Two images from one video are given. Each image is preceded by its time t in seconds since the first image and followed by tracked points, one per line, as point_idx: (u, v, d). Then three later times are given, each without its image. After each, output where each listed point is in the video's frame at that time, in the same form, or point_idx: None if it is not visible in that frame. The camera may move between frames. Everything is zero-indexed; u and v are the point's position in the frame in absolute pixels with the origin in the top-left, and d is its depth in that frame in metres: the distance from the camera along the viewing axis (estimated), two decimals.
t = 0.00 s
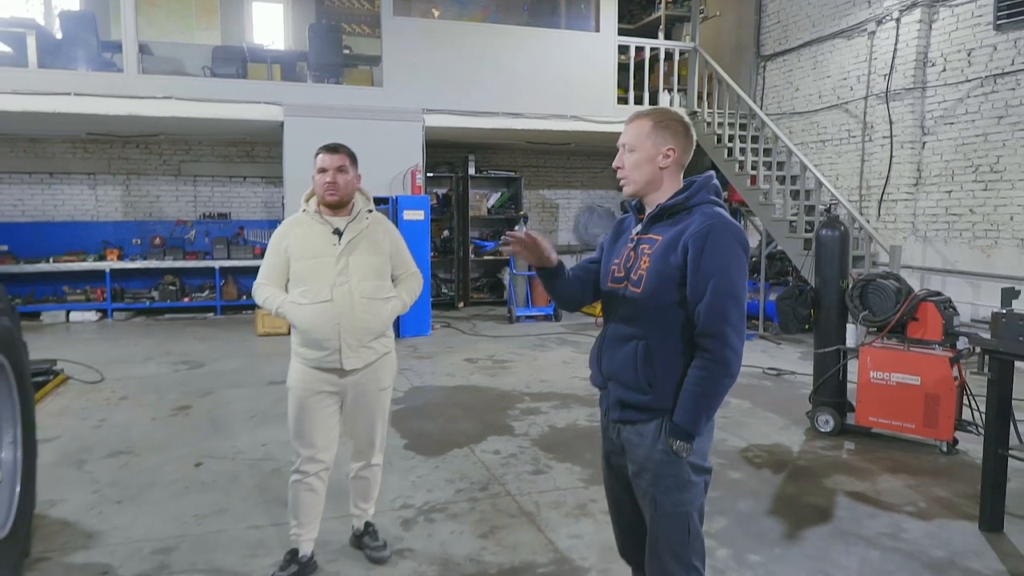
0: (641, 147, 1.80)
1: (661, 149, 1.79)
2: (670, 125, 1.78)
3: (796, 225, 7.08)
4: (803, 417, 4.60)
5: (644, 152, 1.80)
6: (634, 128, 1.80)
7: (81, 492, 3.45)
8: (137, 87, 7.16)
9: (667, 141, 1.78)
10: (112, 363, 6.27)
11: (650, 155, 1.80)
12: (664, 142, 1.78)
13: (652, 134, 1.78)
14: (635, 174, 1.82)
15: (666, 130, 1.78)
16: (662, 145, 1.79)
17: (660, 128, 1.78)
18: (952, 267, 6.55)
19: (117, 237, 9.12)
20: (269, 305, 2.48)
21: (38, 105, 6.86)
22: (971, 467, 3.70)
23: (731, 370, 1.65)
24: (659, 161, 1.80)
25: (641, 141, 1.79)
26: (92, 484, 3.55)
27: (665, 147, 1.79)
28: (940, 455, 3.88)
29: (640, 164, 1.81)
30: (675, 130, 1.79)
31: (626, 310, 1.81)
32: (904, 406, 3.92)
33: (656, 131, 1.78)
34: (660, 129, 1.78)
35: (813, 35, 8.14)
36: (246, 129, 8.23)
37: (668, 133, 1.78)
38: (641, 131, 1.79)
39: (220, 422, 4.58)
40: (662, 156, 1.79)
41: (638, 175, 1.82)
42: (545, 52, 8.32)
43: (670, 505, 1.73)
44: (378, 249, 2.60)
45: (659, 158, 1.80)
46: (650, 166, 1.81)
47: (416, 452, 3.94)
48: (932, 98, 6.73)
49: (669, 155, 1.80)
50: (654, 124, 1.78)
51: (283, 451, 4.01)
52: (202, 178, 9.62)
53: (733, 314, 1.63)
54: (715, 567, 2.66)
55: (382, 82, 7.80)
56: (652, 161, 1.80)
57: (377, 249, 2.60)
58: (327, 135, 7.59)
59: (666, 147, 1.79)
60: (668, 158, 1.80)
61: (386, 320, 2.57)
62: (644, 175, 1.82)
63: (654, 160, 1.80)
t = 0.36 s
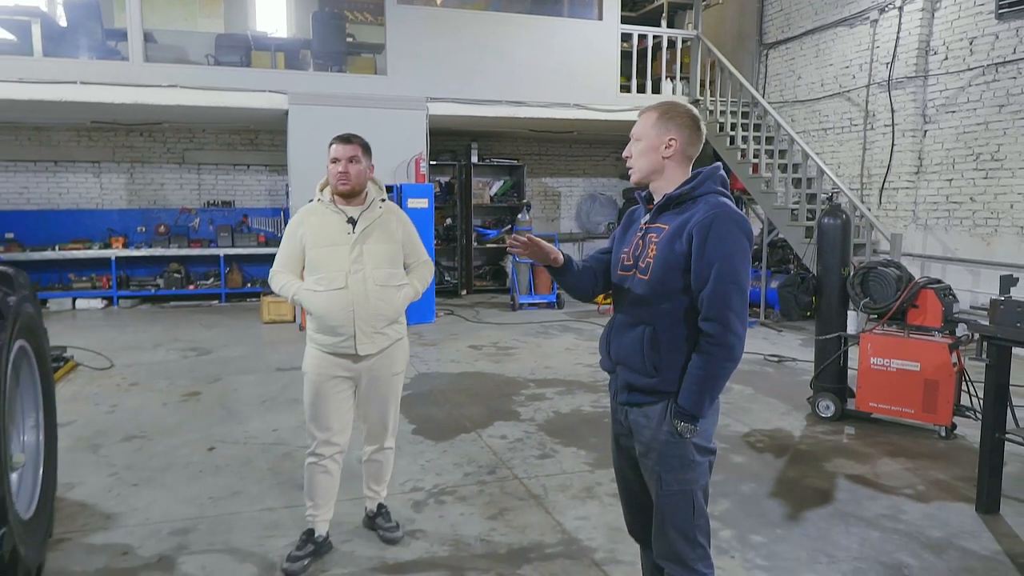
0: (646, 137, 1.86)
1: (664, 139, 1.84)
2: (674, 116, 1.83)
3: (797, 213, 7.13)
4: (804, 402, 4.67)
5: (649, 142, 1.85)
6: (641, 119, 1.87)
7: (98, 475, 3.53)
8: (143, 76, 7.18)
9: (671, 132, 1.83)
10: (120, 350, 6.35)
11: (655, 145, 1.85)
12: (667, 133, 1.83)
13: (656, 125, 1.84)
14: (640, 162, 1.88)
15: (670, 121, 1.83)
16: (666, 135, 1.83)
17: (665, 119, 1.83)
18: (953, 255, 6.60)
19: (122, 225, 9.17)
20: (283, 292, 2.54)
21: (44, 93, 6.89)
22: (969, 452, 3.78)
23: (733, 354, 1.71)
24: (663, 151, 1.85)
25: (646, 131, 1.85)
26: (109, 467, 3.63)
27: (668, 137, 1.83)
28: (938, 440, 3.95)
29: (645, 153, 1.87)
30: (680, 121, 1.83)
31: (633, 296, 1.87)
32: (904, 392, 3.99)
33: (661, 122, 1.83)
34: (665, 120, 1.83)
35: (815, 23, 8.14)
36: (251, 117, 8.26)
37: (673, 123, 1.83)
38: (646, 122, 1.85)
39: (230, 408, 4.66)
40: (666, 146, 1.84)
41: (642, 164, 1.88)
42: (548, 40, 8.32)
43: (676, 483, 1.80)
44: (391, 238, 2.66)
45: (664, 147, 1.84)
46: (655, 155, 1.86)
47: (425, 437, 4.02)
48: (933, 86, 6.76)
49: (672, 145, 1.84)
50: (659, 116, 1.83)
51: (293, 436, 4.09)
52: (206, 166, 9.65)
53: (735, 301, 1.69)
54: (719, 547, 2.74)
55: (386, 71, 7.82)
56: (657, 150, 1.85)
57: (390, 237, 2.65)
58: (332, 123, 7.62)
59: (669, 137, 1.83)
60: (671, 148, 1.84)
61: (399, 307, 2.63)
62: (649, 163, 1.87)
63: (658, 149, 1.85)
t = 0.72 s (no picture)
0: (648, 133, 1.89)
1: (666, 133, 1.87)
2: (674, 111, 1.86)
3: (798, 206, 7.16)
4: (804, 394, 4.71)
5: (650, 137, 1.89)
6: (643, 114, 1.90)
7: (106, 466, 3.58)
8: (146, 70, 7.20)
9: (672, 126, 1.87)
10: (125, 343, 6.40)
11: (656, 139, 1.89)
12: (669, 128, 1.87)
13: (658, 120, 1.87)
14: (642, 157, 1.92)
15: (670, 116, 1.86)
16: (667, 130, 1.87)
17: (666, 114, 1.87)
18: (953, 248, 6.63)
19: (125, 219, 9.22)
20: (290, 284, 2.58)
21: (48, 88, 6.91)
22: (966, 442, 3.82)
23: (731, 343, 1.75)
24: (665, 145, 1.88)
25: (647, 126, 1.89)
26: (117, 458, 3.68)
27: (669, 132, 1.87)
28: (936, 430, 3.99)
29: (647, 148, 1.90)
30: (680, 116, 1.86)
31: (634, 287, 1.91)
32: (902, 383, 4.03)
33: (662, 116, 1.87)
34: (666, 115, 1.86)
35: (816, 16, 8.15)
36: (253, 111, 8.29)
37: (674, 118, 1.86)
38: (647, 117, 1.89)
39: (236, 399, 4.71)
40: (667, 140, 1.88)
41: (645, 158, 1.92)
42: (550, 33, 8.33)
43: (675, 470, 1.84)
44: (396, 230, 2.69)
45: (665, 141, 1.88)
46: (656, 150, 1.90)
47: (428, 428, 4.07)
48: (934, 79, 6.77)
49: (673, 139, 1.87)
50: (659, 111, 1.87)
51: (299, 427, 4.14)
52: (209, 160, 9.68)
53: (731, 291, 1.73)
54: (719, 534, 2.79)
55: (387, 65, 7.84)
56: (658, 145, 1.89)
57: (395, 230, 2.69)
58: (334, 117, 7.65)
59: (670, 132, 1.87)
60: (672, 142, 1.88)
61: (404, 299, 2.67)
62: (651, 158, 1.91)
63: (659, 144, 1.89)
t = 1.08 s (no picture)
0: (676, 124, 1.88)
1: (694, 124, 1.87)
2: (702, 102, 1.86)
3: (823, 198, 7.07)
4: (828, 388, 4.67)
5: (678, 128, 1.88)
6: (669, 105, 1.89)
7: (137, 452, 3.67)
8: (172, 64, 7.31)
9: (701, 118, 1.87)
10: (154, 333, 6.54)
11: (685, 131, 1.88)
12: (698, 119, 1.87)
13: (687, 112, 1.87)
14: (670, 149, 1.91)
15: (699, 106, 1.86)
16: (696, 121, 1.87)
17: (695, 105, 1.86)
18: (983, 241, 6.49)
19: (152, 212, 9.40)
20: (315, 275, 2.62)
21: (78, 83, 7.05)
22: (995, 438, 3.76)
23: (755, 334, 1.75)
24: (692, 137, 1.88)
25: (677, 118, 1.88)
26: (147, 444, 3.77)
27: (698, 122, 1.87)
28: (964, 425, 3.94)
29: (675, 139, 1.89)
30: (709, 107, 1.87)
31: (657, 278, 1.91)
32: (928, 377, 3.98)
33: (691, 107, 1.86)
34: (696, 107, 1.86)
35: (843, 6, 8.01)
36: (277, 104, 8.39)
37: (703, 110, 1.86)
38: (674, 107, 1.88)
39: (261, 389, 4.79)
40: (696, 130, 1.87)
41: (673, 150, 1.91)
42: (571, 24, 8.30)
43: (698, 459, 1.84)
44: (419, 221, 2.72)
45: (693, 132, 1.88)
46: (684, 141, 1.89)
47: (451, 418, 4.11)
48: (965, 69, 6.62)
49: (703, 131, 1.88)
50: (688, 101, 1.86)
51: (323, 417, 4.20)
52: (234, 153, 9.82)
53: (756, 282, 1.73)
54: (741, 526, 2.79)
55: (409, 57, 7.88)
56: (686, 136, 1.88)
57: (418, 221, 2.72)
58: (357, 111, 7.71)
59: (698, 122, 1.87)
60: (701, 133, 1.88)
61: (427, 289, 2.70)
62: (679, 149, 1.90)
63: (687, 135, 1.88)
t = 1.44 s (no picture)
0: (706, 125, 1.87)
1: (724, 125, 1.86)
2: (732, 102, 1.85)
3: (855, 196, 6.94)
4: (859, 390, 4.60)
5: (709, 129, 1.87)
6: (698, 106, 1.87)
7: (169, 446, 3.75)
8: (205, 66, 7.43)
9: (733, 119, 1.85)
10: (186, 330, 6.68)
11: (716, 132, 1.87)
12: (730, 120, 1.85)
13: (718, 112, 1.85)
14: (701, 150, 1.89)
15: (730, 107, 1.85)
16: (727, 121, 1.85)
17: (725, 105, 1.85)
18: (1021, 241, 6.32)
19: (184, 210, 9.60)
20: (345, 274, 2.65)
21: (113, 84, 7.21)
22: None
23: (789, 334, 1.73)
24: (723, 137, 1.87)
25: (707, 119, 1.86)
26: (179, 439, 3.86)
27: (728, 123, 1.85)
28: (1000, 430, 3.85)
29: (706, 140, 1.88)
30: (740, 108, 1.85)
31: (687, 279, 1.91)
32: (962, 379, 3.89)
33: (722, 108, 1.85)
34: (727, 107, 1.85)
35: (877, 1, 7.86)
36: (306, 105, 8.50)
37: (734, 110, 1.85)
38: (704, 108, 1.86)
39: (290, 385, 4.87)
40: (727, 131, 1.86)
41: (703, 151, 1.89)
42: (600, 23, 8.25)
43: (727, 460, 1.83)
44: (446, 221, 2.75)
45: (724, 133, 1.86)
46: (715, 142, 1.87)
47: (476, 416, 4.13)
48: (1004, 64, 6.45)
49: (735, 132, 1.86)
50: (718, 102, 1.85)
51: (350, 413, 4.26)
52: (263, 153, 9.96)
53: (790, 283, 1.71)
54: (767, 529, 2.76)
55: (437, 57, 7.92)
56: (717, 137, 1.87)
57: (445, 221, 2.75)
58: (385, 111, 7.77)
59: (729, 123, 1.85)
60: (732, 134, 1.86)
61: (454, 288, 2.72)
62: (709, 150, 1.89)
63: (718, 136, 1.87)
